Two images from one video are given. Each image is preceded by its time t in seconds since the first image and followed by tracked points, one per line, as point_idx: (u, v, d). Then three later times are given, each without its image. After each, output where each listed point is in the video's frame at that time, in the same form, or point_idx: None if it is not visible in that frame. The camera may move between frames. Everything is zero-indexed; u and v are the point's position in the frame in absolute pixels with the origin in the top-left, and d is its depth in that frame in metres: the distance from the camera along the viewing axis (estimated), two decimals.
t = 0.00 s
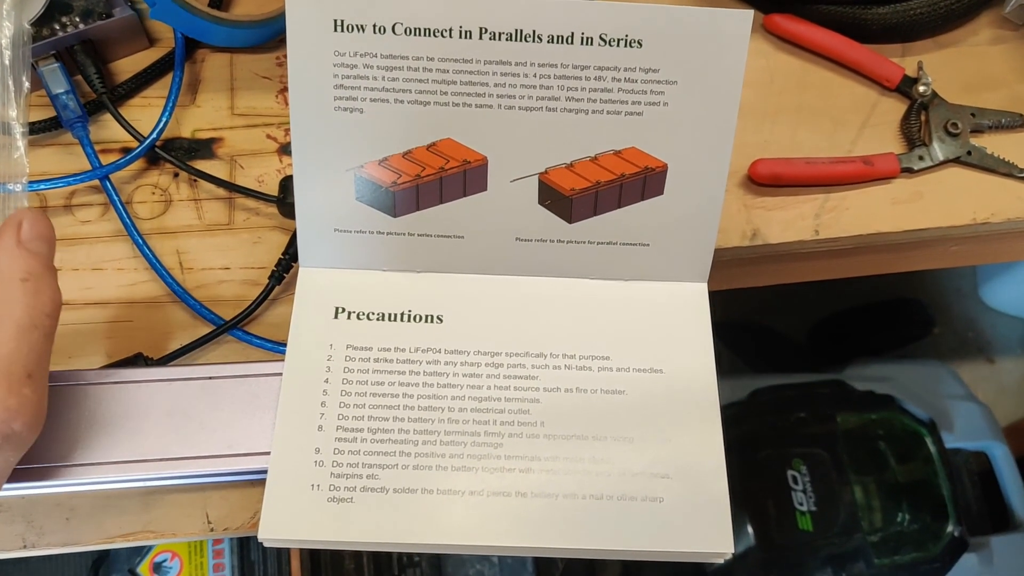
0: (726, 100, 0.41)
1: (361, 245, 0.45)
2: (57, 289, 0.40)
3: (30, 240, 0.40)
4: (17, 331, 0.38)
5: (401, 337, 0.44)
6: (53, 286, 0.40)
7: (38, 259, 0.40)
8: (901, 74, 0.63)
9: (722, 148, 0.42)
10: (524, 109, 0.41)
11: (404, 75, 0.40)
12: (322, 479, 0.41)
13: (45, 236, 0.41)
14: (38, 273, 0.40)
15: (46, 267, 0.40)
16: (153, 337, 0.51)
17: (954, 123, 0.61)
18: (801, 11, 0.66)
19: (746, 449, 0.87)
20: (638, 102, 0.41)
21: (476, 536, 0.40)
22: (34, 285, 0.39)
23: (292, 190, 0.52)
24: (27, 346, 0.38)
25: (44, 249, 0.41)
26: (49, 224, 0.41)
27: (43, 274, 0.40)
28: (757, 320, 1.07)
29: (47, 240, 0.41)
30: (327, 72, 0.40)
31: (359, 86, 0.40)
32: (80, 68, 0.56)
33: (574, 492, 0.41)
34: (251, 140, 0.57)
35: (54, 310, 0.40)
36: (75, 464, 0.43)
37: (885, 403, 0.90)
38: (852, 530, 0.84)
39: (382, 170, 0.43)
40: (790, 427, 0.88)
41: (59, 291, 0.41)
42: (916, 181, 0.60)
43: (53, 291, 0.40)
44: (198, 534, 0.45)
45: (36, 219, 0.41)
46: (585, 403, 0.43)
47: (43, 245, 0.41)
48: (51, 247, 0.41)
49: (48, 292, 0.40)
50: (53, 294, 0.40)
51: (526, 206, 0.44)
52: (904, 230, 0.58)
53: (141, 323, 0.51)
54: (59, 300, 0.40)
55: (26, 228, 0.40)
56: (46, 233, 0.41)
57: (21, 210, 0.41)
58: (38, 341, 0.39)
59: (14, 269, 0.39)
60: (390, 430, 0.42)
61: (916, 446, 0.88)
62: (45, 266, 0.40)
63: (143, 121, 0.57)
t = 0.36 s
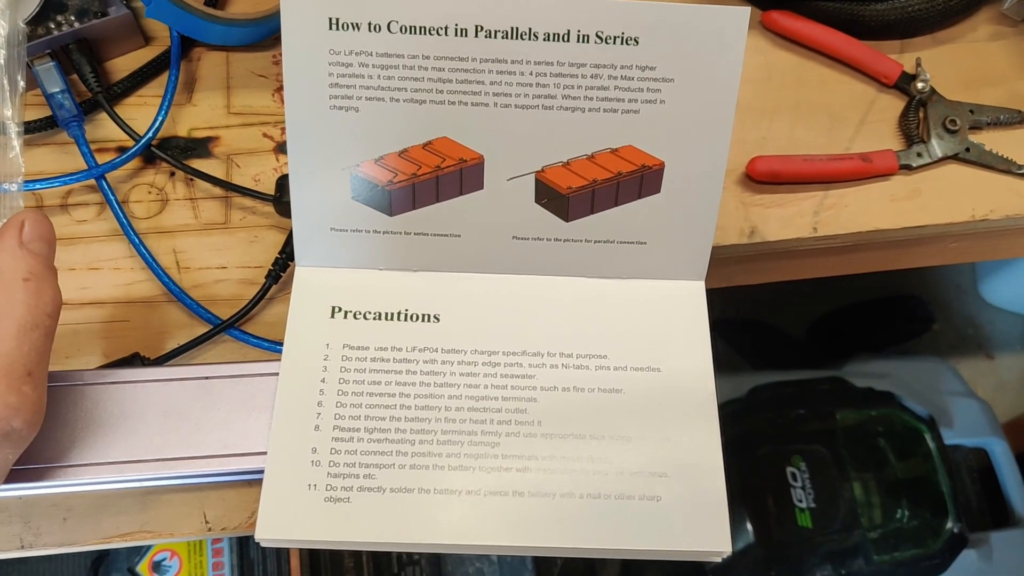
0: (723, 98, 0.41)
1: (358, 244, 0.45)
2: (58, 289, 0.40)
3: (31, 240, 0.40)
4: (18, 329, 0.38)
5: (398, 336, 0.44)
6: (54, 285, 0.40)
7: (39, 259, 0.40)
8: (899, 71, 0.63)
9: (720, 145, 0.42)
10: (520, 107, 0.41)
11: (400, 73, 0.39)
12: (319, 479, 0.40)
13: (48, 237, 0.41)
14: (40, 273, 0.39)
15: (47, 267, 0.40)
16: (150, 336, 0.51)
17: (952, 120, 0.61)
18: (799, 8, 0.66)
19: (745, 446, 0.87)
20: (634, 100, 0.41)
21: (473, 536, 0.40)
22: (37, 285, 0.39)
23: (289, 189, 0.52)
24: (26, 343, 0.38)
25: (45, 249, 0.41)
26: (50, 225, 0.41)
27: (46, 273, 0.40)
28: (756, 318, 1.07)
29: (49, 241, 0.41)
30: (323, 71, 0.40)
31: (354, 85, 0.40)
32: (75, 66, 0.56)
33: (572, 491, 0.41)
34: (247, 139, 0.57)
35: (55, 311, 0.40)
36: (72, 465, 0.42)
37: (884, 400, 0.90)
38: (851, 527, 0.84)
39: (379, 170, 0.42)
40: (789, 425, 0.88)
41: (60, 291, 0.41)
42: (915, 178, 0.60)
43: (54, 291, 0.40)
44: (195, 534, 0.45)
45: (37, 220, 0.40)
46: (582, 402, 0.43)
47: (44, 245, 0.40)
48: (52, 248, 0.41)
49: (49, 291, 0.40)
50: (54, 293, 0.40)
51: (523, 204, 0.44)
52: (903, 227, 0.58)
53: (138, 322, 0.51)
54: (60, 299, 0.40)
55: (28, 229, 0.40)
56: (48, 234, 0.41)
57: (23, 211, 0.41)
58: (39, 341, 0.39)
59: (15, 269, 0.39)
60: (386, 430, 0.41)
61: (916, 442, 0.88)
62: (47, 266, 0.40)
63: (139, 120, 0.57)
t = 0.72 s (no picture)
0: (724, 94, 0.41)
1: (363, 238, 0.46)
2: (70, 281, 0.41)
3: (46, 232, 0.40)
4: (30, 320, 0.39)
5: (404, 329, 0.45)
6: (65, 278, 0.41)
7: (52, 251, 0.40)
8: (898, 68, 0.64)
9: (720, 141, 0.43)
10: (524, 104, 0.41)
11: (406, 71, 0.40)
12: (327, 469, 0.41)
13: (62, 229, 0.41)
14: (52, 266, 0.40)
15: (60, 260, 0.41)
16: (158, 331, 0.52)
17: (950, 117, 0.61)
18: (798, 6, 0.66)
19: (745, 442, 0.88)
20: (636, 96, 0.41)
21: (478, 525, 0.40)
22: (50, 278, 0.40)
23: (295, 186, 0.53)
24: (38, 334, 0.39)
25: (58, 241, 0.41)
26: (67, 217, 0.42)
27: (59, 264, 0.41)
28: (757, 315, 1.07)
29: (64, 234, 0.41)
30: (330, 69, 0.40)
31: (361, 82, 0.41)
32: (83, 65, 0.57)
33: (575, 480, 0.41)
34: (253, 137, 0.58)
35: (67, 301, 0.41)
36: (83, 456, 0.43)
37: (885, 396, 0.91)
38: (851, 523, 0.85)
39: (384, 165, 0.43)
40: (789, 421, 0.89)
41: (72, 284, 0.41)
42: (913, 174, 0.61)
43: (66, 283, 0.41)
44: (203, 525, 0.45)
45: (52, 212, 0.41)
46: (586, 393, 0.43)
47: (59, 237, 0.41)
48: (66, 241, 0.42)
49: (61, 283, 0.40)
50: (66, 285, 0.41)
51: (526, 199, 0.44)
52: (901, 222, 0.59)
53: (146, 317, 0.52)
54: (72, 291, 0.41)
55: (43, 221, 0.41)
56: (63, 227, 0.41)
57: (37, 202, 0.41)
58: (52, 331, 0.40)
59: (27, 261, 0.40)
60: (392, 421, 0.42)
61: (915, 439, 0.88)
62: (59, 258, 0.41)
63: (146, 118, 0.58)
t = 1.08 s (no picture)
0: (715, 82, 0.42)
1: (358, 226, 0.46)
2: (70, 270, 0.41)
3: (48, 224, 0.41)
4: (30, 307, 0.39)
5: (398, 316, 0.45)
6: (65, 266, 0.41)
7: (52, 240, 0.41)
8: (890, 61, 0.64)
9: (711, 129, 0.43)
10: (516, 93, 0.42)
11: (399, 59, 0.40)
12: (321, 454, 0.41)
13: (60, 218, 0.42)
14: (52, 254, 0.41)
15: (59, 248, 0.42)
16: (155, 321, 0.52)
17: (942, 110, 0.62)
18: None
19: (742, 436, 0.88)
20: (627, 84, 0.42)
21: (472, 508, 0.41)
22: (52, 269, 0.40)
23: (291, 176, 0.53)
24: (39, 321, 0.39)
25: (57, 230, 0.42)
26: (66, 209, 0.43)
27: (59, 253, 0.41)
28: (754, 312, 1.07)
29: (62, 223, 0.42)
30: (323, 57, 0.41)
31: (354, 70, 0.41)
32: (81, 58, 0.57)
33: (568, 465, 0.42)
34: (250, 128, 0.58)
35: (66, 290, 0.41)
36: (81, 441, 0.44)
37: (881, 391, 0.91)
38: (847, 517, 0.85)
39: (379, 154, 0.43)
40: (785, 415, 0.89)
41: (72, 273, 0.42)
42: (905, 166, 0.61)
43: (66, 271, 0.41)
44: (200, 513, 0.46)
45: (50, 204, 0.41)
46: (578, 379, 0.44)
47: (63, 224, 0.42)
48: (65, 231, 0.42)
49: (61, 271, 0.41)
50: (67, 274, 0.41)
51: (519, 188, 0.45)
52: (893, 214, 0.59)
53: (143, 307, 0.52)
54: (72, 279, 0.41)
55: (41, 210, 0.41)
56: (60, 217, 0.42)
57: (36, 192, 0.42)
58: (52, 319, 0.40)
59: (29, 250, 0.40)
60: (386, 406, 0.42)
61: (911, 433, 0.89)
62: (59, 246, 0.41)
63: (143, 110, 0.58)
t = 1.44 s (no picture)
0: (705, 93, 0.43)
1: (359, 231, 0.48)
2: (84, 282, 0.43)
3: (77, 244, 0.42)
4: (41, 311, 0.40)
5: (398, 318, 0.46)
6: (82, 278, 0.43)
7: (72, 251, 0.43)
8: (880, 75, 0.66)
9: (702, 138, 0.45)
10: (513, 102, 0.43)
11: (400, 70, 0.42)
12: (322, 452, 0.43)
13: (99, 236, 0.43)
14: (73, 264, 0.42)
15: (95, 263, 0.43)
16: (160, 324, 0.53)
17: (930, 122, 0.63)
18: (783, 15, 0.68)
19: (738, 445, 0.89)
20: (621, 94, 0.43)
21: (468, 505, 0.42)
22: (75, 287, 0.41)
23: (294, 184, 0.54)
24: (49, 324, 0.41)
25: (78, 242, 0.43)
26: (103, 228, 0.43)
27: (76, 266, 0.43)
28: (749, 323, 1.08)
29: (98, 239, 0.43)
30: (327, 67, 0.42)
31: (357, 80, 0.43)
32: (90, 68, 0.59)
33: (561, 463, 0.43)
34: (254, 137, 0.60)
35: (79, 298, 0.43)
36: (88, 438, 0.45)
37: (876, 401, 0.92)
38: (842, 526, 0.86)
39: (379, 161, 0.45)
40: (780, 424, 0.90)
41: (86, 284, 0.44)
42: (894, 177, 0.63)
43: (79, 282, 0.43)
44: (202, 512, 0.46)
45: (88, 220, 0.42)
46: (573, 380, 0.45)
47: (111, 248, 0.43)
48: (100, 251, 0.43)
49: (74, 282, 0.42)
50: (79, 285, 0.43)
51: (515, 194, 0.46)
52: (881, 224, 0.61)
53: (148, 311, 0.53)
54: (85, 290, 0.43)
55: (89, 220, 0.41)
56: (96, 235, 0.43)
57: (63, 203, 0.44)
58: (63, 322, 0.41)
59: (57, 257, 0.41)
60: (385, 406, 0.44)
61: (905, 445, 0.90)
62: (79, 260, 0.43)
63: (150, 119, 0.60)
